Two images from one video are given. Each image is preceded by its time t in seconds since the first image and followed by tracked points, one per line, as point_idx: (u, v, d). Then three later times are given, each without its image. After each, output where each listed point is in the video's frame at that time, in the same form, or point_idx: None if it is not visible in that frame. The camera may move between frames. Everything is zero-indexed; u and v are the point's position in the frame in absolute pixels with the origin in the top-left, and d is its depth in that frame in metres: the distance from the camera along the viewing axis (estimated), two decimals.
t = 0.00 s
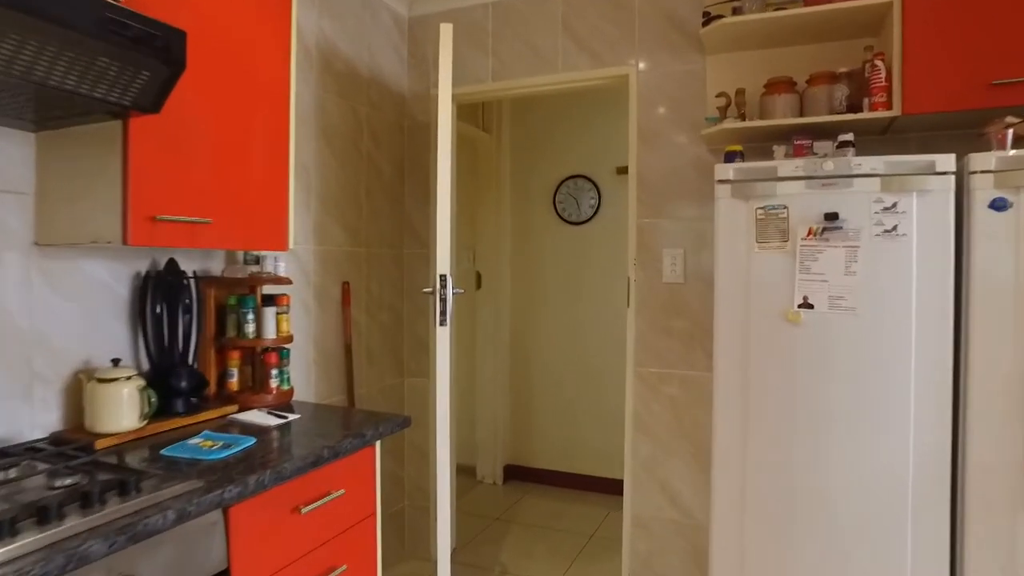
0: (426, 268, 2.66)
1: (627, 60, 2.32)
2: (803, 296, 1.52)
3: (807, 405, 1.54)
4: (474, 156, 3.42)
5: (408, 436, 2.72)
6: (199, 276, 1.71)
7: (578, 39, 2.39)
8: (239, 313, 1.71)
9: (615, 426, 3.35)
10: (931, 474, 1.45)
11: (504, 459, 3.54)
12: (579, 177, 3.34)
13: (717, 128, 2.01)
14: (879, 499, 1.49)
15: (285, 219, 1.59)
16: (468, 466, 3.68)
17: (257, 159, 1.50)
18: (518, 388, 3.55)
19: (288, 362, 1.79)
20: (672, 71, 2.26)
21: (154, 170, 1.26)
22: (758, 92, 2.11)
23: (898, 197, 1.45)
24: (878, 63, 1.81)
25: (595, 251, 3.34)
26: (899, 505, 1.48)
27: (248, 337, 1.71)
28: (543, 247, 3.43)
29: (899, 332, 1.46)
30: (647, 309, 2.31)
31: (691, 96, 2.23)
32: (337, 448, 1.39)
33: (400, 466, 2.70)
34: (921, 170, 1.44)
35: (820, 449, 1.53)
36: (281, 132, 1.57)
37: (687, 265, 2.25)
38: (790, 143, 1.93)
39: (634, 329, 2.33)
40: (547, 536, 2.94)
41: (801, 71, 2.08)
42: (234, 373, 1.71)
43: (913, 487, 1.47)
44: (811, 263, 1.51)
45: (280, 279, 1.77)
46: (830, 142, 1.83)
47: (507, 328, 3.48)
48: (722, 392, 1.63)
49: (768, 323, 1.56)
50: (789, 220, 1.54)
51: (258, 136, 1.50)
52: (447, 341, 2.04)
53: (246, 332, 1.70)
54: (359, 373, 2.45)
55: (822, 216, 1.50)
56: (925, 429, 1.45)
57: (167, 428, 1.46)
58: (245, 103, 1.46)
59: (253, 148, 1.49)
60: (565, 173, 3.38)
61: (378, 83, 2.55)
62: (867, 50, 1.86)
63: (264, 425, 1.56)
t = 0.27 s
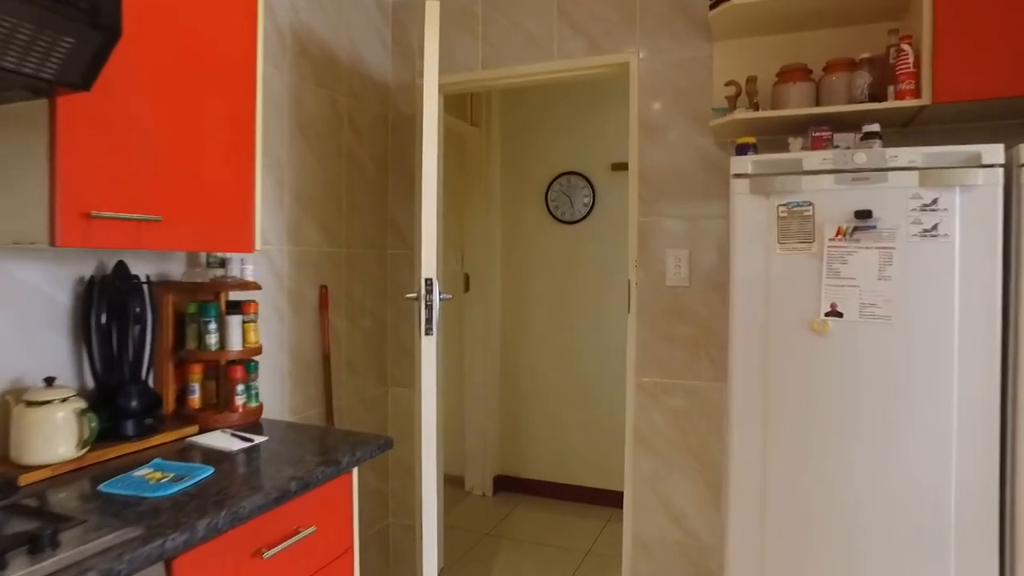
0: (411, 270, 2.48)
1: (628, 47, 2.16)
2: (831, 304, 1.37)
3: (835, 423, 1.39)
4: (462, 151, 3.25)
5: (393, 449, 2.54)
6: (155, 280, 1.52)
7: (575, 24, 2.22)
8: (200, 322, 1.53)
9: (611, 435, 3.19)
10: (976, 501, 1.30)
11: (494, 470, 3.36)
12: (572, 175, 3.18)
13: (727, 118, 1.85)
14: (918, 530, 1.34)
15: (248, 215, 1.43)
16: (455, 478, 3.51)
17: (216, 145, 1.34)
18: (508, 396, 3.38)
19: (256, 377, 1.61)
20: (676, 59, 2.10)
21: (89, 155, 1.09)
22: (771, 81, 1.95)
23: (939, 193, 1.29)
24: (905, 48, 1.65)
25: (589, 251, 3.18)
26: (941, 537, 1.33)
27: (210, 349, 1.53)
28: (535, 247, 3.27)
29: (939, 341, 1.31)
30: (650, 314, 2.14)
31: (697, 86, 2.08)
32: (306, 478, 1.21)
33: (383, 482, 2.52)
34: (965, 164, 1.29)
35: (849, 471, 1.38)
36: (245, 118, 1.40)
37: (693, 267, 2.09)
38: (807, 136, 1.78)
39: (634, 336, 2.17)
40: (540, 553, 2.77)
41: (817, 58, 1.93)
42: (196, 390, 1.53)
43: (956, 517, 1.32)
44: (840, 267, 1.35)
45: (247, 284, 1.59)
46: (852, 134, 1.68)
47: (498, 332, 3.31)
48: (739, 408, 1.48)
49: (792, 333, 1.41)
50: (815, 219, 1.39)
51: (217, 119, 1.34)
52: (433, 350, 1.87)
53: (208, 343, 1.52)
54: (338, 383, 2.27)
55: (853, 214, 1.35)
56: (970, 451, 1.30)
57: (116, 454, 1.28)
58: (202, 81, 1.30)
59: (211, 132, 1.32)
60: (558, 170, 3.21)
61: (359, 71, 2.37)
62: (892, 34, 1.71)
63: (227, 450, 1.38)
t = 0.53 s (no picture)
0: (393, 269, 2.33)
1: (624, 30, 2.02)
2: (855, 306, 1.24)
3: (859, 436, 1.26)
4: (447, 145, 3.10)
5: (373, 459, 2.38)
6: (102, 280, 1.36)
7: (567, 6, 2.08)
8: (152, 326, 1.37)
9: (604, 441, 3.06)
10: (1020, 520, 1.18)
11: (481, 478, 3.21)
12: (563, 169, 3.04)
13: (732, 105, 1.71)
14: (955, 552, 1.21)
15: (205, 202, 1.32)
16: (441, 486, 3.35)
17: (166, 127, 1.23)
18: (496, 400, 3.23)
19: (216, 388, 1.44)
20: (676, 42, 1.96)
21: (7, 131, 0.97)
22: (778, 65, 1.82)
23: (978, 181, 1.16)
24: (928, 26, 1.52)
25: (581, 249, 3.04)
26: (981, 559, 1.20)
27: (162, 356, 1.36)
28: (524, 245, 3.12)
29: (976, 344, 1.18)
30: (648, 315, 2.01)
31: (698, 72, 1.94)
32: (265, 506, 1.06)
33: (363, 494, 2.36)
34: (1007, 148, 1.16)
35: (874, 487, 1.26)
36: (200, 102, 1.30)
37: (694, 265, 1.95)
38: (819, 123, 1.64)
39: (631, 338, 2.03)
40: (530, 566, 2.63)
41: (828, 41, 1.80)
42: (148, 402, 1.36)
43: (997, 538, 1.20)
44: (866, 264, 1.22)
45: (205, 284, 1.43)
46: (869, 121, 1.54)
47: (485, 333, 3.16)
48: (752, 420, 1.35)
49: (811, 338, 1.28)
50: (837, 211, 1.25)
51: (166, 96, 1.23)
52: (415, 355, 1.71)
53: (160, 350, 1.36)
54: (313, 390, 2.11)
55: (880, 206, 1.22)
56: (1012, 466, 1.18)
57: (49, 477, 1.11)
58: (147, 55, 1.19)
59: (159, 110, 1.21)
60: (548, 164, 3.07)
61: (337, 55, 2.21)
62: (912, 12, 1.58)
63: (175, 471, 1.21)
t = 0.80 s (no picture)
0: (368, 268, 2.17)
1: (616, 11, 1.88)
2: (881, 306, 1.13)
3: (884, 448, 1.15)
4: (429, 137, 2.95)
5: (348, 471, 2.23)
6: (28, 280, 1.20)
7: None
8: (85, 331, 1.21)
9: (594, 447, 2.92)
10: None
11: (464, 487, 3.05)
12: (550, 163, 2.89)
13: (732, 88, 1.58)
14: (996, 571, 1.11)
15: (146, 190, 1.16)
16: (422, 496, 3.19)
17: (92, 97, 1.06)
18: (481, 406, 3.08)
19: (161, 400, 1.28)
20: (672, 24, 1.82)
21: None
22: (783, 47, 1.68)
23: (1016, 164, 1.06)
24: None
25: (570, 246, 2.90)
26: None
27: (97, 365, 1.20)
28: (511, 242, 2.98)
29: (1015, 345, 1.07)
30: (642, 317, 1.86)
31: (696, 55, 1.80)
32: (202, 544, 0.90)
33: (337, 508, 2.21)
34: None
35: (901, 505, 1.15)
36: (134, 70, 1.13)
37: (692, 263, 1.82)
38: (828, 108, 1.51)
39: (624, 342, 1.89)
40: None
41: (835, 22, 1.67)
42: (82, 418, 1.20)
43: None
44: (892, 260, 1.11)
45: (148, 283, 1.27)
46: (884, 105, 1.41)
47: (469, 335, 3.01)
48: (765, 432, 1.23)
49: (831, 341, 1.16)
50: (859, 200, 1.14)
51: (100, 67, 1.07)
52: (387, 362, 1.56)
53: (94, 358, 1.20)
54: (280, 398, 1.95)
55: (908, 194, 1.10)
56: None
57: None
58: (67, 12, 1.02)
59: (85, 79, 1.05)
60: (535, 158, 2.92)
61: (307, 38, 2.05)
62: None
63: (103, 500, 1.04)
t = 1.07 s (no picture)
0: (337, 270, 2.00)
1: None
2: (916, 312, 0.99)
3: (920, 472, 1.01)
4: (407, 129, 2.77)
5: (315, 489, 2.05)
6: None
7: None
8: None
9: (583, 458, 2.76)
10: None
11: (445, 500, 2.88)
12: (535, 158, 2.73)
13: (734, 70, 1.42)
14: None
15: (54, 180, 1.01)
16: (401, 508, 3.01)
17: None
18: (463, 413, 2.91)
19: (83, 428, 1.11)
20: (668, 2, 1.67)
21: None
22: (789, 27, 1.53)
23: None
24: None
25: (558, 245, 2.74)
26: None
27: None
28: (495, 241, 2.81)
29: None
30: (635, 322, 1.70)
31: (695, 36, 1.64)
32: None
33: (303, 530, 2.03)
34: None
35: (939, 542, 1.01)
36: (36, 35, 0.98)
37: (689, 263, 1.66)
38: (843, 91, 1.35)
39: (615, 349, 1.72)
40: None
41: None
42: None
43: None
44: (929, 259, 0.98)
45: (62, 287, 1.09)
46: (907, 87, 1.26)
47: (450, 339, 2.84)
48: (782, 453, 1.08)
49: (859, 351, 1.03)
50: (890, 190, 1.01)
51: None
52: (348, 377, 1.39)
53: None
54: (238, 412, 1.77)
55: (949, 182, 0.97)
56: None
57: None
58: None
59: None
60: (519, 152, 2.76)
61: (269, 17, 1.87)
62: None
63: None
